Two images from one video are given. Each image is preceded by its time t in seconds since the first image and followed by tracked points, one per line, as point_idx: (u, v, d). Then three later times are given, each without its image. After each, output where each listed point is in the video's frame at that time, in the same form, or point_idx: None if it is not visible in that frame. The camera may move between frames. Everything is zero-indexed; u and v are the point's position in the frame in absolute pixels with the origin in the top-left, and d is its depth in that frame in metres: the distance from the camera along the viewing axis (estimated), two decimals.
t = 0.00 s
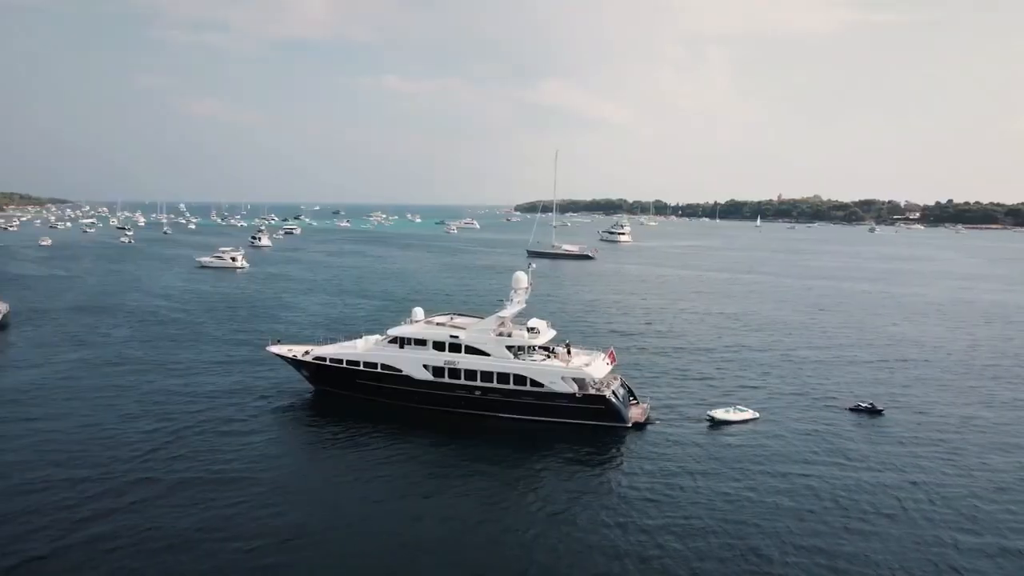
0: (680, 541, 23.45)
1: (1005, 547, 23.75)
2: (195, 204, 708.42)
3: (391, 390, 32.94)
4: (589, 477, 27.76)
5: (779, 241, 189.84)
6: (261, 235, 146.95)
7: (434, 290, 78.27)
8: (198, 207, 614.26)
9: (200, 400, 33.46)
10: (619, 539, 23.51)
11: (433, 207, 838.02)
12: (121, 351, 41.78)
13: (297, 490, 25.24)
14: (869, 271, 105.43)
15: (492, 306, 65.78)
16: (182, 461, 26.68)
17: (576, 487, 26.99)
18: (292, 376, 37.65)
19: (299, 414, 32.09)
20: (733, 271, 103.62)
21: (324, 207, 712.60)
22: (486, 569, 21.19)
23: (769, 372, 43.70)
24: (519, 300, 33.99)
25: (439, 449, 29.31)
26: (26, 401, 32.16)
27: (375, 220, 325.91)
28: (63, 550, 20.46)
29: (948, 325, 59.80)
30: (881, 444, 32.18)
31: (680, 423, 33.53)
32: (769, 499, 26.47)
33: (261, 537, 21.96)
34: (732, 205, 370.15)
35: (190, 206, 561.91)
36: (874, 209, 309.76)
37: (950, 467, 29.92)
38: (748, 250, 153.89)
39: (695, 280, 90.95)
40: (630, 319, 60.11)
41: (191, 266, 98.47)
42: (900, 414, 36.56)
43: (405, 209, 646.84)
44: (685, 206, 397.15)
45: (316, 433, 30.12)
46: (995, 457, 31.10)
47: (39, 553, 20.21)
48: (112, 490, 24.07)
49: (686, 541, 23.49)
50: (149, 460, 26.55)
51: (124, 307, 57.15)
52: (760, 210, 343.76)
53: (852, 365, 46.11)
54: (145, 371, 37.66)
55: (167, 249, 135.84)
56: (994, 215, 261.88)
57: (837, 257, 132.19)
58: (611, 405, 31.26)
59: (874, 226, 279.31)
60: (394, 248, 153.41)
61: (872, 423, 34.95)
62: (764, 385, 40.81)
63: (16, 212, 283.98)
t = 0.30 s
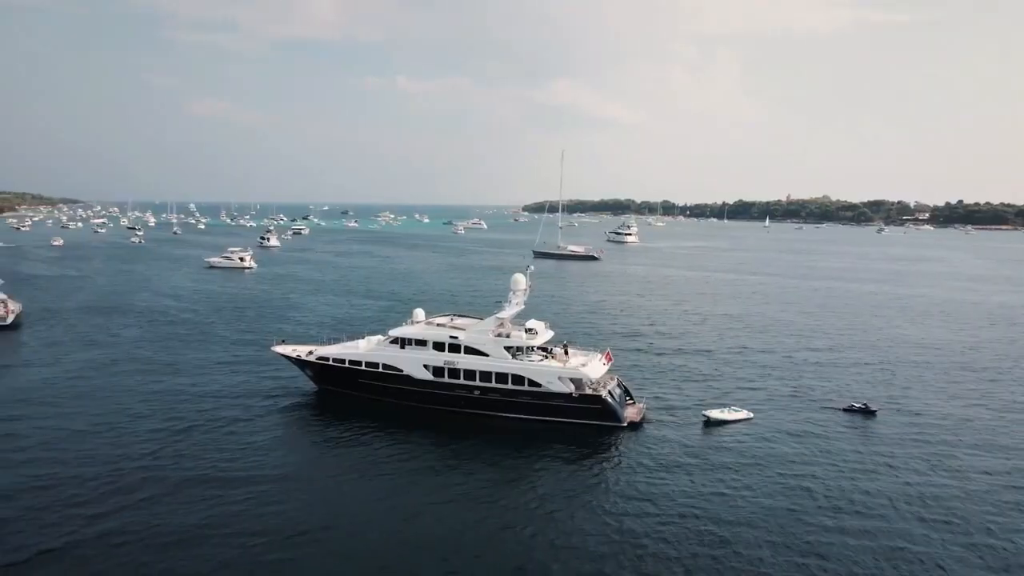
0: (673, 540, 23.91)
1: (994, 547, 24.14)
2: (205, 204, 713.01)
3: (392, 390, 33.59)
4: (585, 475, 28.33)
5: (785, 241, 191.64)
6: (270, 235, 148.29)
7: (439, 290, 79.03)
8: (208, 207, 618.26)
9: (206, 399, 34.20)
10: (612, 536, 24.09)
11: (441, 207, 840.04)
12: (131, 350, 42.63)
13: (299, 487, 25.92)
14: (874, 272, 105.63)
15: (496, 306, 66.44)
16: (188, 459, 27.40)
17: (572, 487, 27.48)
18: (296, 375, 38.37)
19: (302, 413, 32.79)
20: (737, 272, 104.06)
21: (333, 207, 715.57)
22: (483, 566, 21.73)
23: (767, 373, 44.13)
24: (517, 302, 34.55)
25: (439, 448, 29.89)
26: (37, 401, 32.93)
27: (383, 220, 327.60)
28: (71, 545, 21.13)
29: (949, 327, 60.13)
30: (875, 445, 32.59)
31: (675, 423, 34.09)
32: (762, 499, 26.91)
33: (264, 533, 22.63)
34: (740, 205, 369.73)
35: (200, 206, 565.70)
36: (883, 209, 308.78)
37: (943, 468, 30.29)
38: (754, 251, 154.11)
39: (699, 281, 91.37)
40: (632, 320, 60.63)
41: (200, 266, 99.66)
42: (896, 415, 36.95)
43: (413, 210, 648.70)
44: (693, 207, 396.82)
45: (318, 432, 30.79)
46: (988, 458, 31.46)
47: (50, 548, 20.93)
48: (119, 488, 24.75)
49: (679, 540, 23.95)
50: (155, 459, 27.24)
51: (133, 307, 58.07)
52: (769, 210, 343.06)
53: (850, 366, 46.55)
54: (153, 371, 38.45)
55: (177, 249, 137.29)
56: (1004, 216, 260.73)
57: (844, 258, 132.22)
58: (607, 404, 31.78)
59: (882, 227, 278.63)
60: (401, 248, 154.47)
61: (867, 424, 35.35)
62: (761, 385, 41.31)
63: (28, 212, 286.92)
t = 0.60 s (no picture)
0: (666, 538, 24.47)
1: (983, 548, 24.54)
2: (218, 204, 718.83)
3: (395, 389, 34.32)
4: (581, 473, 29.00)
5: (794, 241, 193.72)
6: (281, 236, 149.86)
7: (446, 290, 79.89)
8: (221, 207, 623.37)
9: (215, 398, 35.06)
10: (604, 531, 24.80)
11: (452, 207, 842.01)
12: (143, 351, 43.60)
13: (303, 484, 26.72)
14: (881, 273, 105.65)
15: (501, 308, 67.19)
16: (198, 457, 28.26)
17: (569, 485, 28.08)
18: (302, 375, 39.20)
19: (307, 412, 33.62)
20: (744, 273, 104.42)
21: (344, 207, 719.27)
22: (479, 560, 22.45)
23: (766, 375, 44.58)
24: (516, 303, 35.20)
25: (439, 446, 30.60)
26: (51, 399, 33.87)
27: (394, 220, 329.67)
28: (82, 540, 21.90)
29: (951, 329, 60.39)
30: (868, 445, 33.10)
31: (671, 422, 34.71)
32: (755, 499, 27.43)
33: (270, 528, 23.45)
34: (751, 206, 369.06)
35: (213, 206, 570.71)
36: (895, 209, 307.28)
37: (936, 470, 30.70)
38: (762, 251, 154.11)
39: (705, 282, 91.74)
40: (636, 321, 61.19)
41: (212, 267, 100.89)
42: (892, 417, 37.37)
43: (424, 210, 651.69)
44: (704, 207, 396.19)
45: (323, 431, 31.58)
46: (982, 461, 31.84)
47: (66, 542, 21.77)
48: (129, 485, 25.54)
49: (672, 538, 24.50)
50: (164, 457, 28.03)
51: (145, 307, 59.18)
52: (780, 210, 342.02)
53: (849, 367, 47.03)
54: (165, 370, 39.37)
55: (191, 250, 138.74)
56: (1017, 216, 258.71)
57: (852, 259, 132.09)
58: (604, 404, 32.34)
59: (894, 227, 277.43)
60: (411, 249, 155.63)
61: (862, 426, 35.80)
62: (760, 387, 41.85)
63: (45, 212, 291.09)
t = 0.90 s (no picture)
0: (662, 538, 24.90)
1: (976, 551, 24.80)
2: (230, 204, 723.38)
3: (399, 389, 34.93)
4: (579, 472, 29.56)
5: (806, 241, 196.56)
6: (291, 236, 151.13)
7: (453, 291, 80.50)
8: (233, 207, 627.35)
9: (224, 398, 35.83)
10: (601, 529, 25.37)
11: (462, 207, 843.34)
12: (154, 351, 44.47)
13: (308, 482, 27.41)
14: (889, 274, 105.36)
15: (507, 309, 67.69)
16: (206, 456, 29.02)
17: (568, 485, 28.57)
18: (309, 375, 39.93)
19: (313, 412, 34.34)
20: (751, 274, 104.57)
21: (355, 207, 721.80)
22: (478, 557, 23.06)
23: (768, 377, 44.86)
24: (517, 305, 35.74)
25: (442, 445, 31.16)
26: (64, 399, 34.72)
27: (404, 220, 330.80)
28: (93, 538, 22.53)
29: (956, 331, 60.52)
30: (864, 447, 33.55)
31: (669, 423, 35.23)
32: (751, 500, 27.82)
33: (275, 525, 24.15)
34: (761, 206, 367.98)
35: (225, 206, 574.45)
36: (907, 210, 305.46)
37: (932, 474, 30.97)
38: (771, 252, 154.04)
39: (712, 283, 91.89)
40: (640, 322, 61.54)
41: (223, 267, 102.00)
42: (892, 420, 37.59)
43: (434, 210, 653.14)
44: (714, 207, 395.16)
45: (328, 430, 32.27)
46: (979, 466, 32.05)
47: (81, 536, 22.59)
48: (138, 484, 26.19)
49: (668, 538, 24.94)
50: (173, 457, 28.71)
51: (157, 308, 60.12)
52: (791, 211, 340.63)
53: (850, 369, 47.35)
54: (175, 370, 40.19)
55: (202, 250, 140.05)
56: None
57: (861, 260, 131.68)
58: (603, 404, 32.85)
59: (906, 228, 275.85)
60: (420, 249, 156.38)
61: (860, 427, 36.21)
62: (760, 388, 42.27)
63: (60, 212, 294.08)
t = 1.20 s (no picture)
0: (657, 538, 25.46)
1: (968, 556, 25.16)
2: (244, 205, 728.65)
3: (404, 389, 35.66)
4: (580, 472, 30.20)
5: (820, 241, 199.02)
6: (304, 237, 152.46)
7: (462, 293, 81.16)
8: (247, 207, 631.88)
9: (235, 398, 36.72)
10: (600, 528, 26.03)
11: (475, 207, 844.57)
12: (168, 351, 45.49)
13: (315, 481, 28.22)
14: (901, 276, 104.96)
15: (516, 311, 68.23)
16: (218, 455, 29.90)
17: (568, 485, 29.14)
18: (318, 375, 40.79)
19: (322, 411, 35.16)
20: (761, 276, 104.66)
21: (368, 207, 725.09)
22: (479, 554, 23.77)
23: (772, 380, 45.20)
24: (521, 307, 36.36)
25: (446, 445, 31.87)
26: (82, 399, 35.76)
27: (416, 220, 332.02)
28: (106, 537, 23.24)
29: (962, 333, 60.62)
30: (862, 450, 34.04)
31: (670, 424, 35.81)
32: (747, 502, 28.28)
33: (284, 522, 24.99)
34: (775, 206, 366.52)
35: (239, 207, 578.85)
36: (922, 210, 303.22)
37: (929, 478, 31.29)
38: (782, 253, 153.79)
39: (721, 285, 92.01)
40: (647, 325, 61.92)
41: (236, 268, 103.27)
42: (893, 424, 37.83)
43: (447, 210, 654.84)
44: (727, 207, 393.80)
45: (336, 430, 33.07)
46: (977, 470, 32.32)
47: (97, 531, 23.50)
48: (150, 484, 26.93)
49: (663, 539, 25.46)
50: (184, 457, 29.48)
51: (171, 309, 61.25)
52: (804, 211, 338.77)
53: (854, 372, 47.70)
54: (188, 371, 41.15)
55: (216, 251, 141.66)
56: None
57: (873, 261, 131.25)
58: (604, 405, 33.42)
59: (921, 228, 273.90)
60: (432, 250, 157.29)
61: (859, 430, 36.66)
62: (763, 391, 42.71)
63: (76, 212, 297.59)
